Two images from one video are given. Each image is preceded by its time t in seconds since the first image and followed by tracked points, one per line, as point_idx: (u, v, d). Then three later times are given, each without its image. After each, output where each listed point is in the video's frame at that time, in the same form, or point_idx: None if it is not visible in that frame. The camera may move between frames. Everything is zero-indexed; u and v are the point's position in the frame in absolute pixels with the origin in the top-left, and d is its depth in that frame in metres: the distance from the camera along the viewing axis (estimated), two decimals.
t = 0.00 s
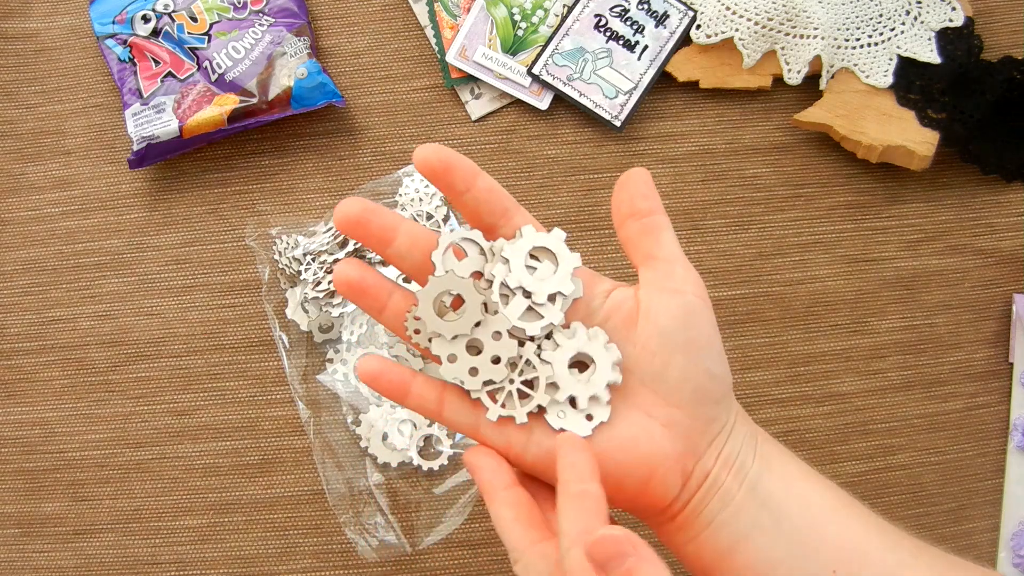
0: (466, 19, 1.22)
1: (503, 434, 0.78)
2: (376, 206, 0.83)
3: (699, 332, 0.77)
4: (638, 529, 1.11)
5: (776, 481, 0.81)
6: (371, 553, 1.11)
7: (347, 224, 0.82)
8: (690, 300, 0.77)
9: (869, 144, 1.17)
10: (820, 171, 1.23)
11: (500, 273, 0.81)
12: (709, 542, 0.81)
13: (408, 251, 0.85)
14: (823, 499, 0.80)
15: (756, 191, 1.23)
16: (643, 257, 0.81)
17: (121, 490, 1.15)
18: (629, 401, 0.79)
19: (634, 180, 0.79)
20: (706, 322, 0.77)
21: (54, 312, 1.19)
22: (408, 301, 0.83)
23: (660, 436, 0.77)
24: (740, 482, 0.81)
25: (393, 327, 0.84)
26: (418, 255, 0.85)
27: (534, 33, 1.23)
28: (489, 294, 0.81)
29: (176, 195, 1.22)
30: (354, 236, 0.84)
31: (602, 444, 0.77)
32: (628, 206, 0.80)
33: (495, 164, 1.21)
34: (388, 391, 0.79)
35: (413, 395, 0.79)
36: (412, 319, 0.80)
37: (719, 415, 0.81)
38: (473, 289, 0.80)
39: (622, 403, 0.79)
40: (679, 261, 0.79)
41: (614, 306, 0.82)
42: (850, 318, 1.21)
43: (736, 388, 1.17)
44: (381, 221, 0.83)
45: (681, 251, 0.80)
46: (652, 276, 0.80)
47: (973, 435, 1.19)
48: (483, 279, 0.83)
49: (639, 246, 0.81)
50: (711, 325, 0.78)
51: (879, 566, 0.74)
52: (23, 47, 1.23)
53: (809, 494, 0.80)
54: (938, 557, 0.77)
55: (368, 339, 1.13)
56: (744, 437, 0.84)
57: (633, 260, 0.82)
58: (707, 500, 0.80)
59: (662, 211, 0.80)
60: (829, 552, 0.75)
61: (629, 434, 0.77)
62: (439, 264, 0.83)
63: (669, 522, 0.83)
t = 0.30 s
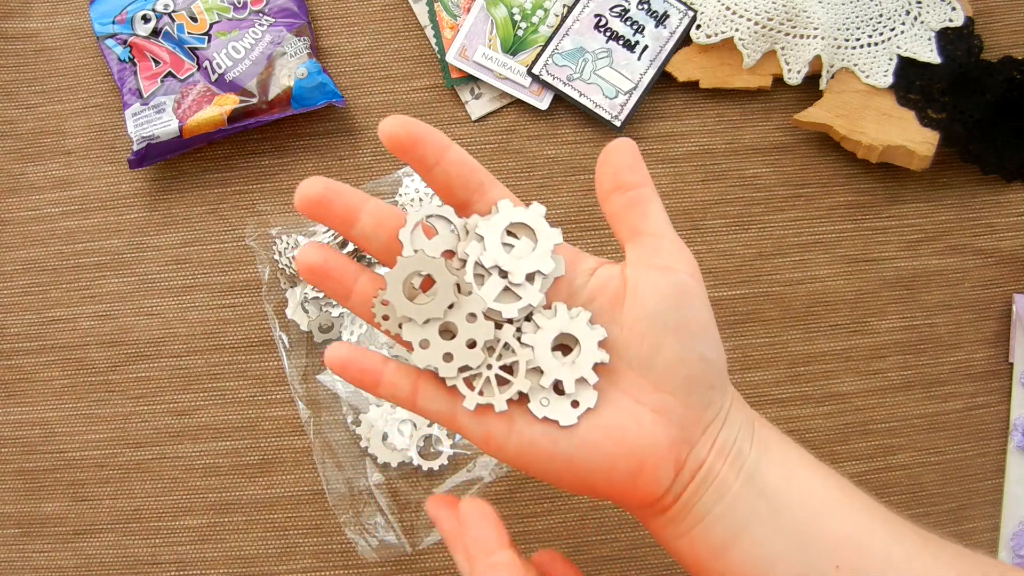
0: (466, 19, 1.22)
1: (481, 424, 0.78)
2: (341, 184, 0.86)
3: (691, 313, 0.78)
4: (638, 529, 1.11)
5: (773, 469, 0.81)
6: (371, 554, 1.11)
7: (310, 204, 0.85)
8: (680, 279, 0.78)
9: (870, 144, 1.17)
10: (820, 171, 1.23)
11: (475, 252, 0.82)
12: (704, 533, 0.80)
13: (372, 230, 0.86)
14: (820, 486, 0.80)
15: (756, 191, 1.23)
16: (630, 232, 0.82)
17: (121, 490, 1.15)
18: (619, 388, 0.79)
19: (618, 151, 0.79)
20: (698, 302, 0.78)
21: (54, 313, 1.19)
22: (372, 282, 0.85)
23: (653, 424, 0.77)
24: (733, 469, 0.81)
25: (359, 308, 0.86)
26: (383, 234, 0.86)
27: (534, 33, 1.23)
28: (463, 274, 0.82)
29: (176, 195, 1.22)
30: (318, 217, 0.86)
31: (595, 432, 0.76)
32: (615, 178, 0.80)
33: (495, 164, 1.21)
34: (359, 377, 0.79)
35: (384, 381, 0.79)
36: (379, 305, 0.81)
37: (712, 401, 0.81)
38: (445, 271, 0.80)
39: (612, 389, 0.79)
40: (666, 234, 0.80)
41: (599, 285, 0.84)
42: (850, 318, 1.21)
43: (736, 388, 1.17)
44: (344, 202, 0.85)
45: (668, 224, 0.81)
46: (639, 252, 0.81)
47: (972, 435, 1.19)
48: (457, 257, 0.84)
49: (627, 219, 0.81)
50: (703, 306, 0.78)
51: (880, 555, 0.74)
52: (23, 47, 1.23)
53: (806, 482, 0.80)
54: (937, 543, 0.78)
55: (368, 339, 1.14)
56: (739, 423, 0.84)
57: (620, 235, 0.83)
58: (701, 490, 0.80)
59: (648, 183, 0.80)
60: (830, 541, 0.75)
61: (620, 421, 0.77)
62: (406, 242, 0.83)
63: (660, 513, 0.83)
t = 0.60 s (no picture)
0: (466, 19, 1.22)
1: (463, 417, 0.78)
2: (311, 178, 0.86)
3: (678, 296, 0.76)
4: (637, 528, 1.11)
5: (767, 453, 0.81)
6: (371, 554, 1.11)
7: (282, 198, 0.86)
8: (665, 259, 0.77)
9: (870, 144, 1.17)
10: (820, 171, 1.23)
11: (449, 239, 0.82)
12: (698, 519, 0.81)
13: (345, 221, 0.87)
14: (815, 468, 0.80)
15: (756, 191, 1.23)
16: (613, 210, 0.81)
17: (121, 490, 1.15)
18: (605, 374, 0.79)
19: (600, 126, 0.79)
20: (685, 283, 0.77)
21: (54, 313, 1.19)
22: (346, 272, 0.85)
23: (639, 409, 0.77)
24: (725, 454, 0.81)
25: (336, 300, 0.85)
26: (356, 225, 0.87)
27: (534, 33, 1.23)
28: (436, 264, 0.81)
29: (176, 195, 1.22)
30: (291, 212, 0.87)
31: (581, 421, 0.76)
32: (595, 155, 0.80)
33: (495, 164, 1.21)
34: (340, 370, 0.78)
35: (365, 372, 0.78)
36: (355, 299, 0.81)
37: (701, 384, 0.80)
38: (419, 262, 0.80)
39: (597, 375, 0.79)
40: (650, 210, 0.79)
41: (582, 267, 0.84)
42: (850, 318, 1.21)
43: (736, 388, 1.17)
44: (312, 196, 0.86)
45: (652, 200, 0.80)
46: (623, 230, 0.80)
47: (973, 436, 1.19)
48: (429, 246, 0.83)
49: (610, 197, 0.81)
50: (691, 287, 0.77)
51: (879, 537, 0.75)
52: (23, 47, 1.23)
53: (801, 465, 0.80)
54: (933, 519, 0.79)
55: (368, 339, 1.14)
56: (731, 404, 0.83)
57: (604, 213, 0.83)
58: (693, 476, 0.81)
59: (629, 158, 0.80)
60: (827, 528, 0.76)
61: (607, 410, 0.77)
62: (378, 233, 0.84)
63: (653, 498, 0.84)
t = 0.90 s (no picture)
0: (466, 19, 1.22)
1: (464, 443, 0.79)
2: (309, 221, 0.88)
3: (669, 316, 0.76)
4: (637, 529, 1.11)
5: (765, 463, 0.81)
6: (371, 554, 1.11)
7: (281, 242, 0.87)
8: (655, 280, 0.76)
9: (870, 144, 1.17)
10: (820, 171, 1.23)
11: (441, 274, 0.82)
12: (699, 532, 0.82)
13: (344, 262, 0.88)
14: (816, 477, 0.80)
15: (756, 191, 1.23)
16: (606, 230, 0.81)
17: (121, 490, 1.15)
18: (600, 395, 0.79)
19: (594, 147, 0.78)
20: (677, 302, 0.76)
21: (54, 312, 1.19)
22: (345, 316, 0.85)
23: (634, 429, 0.77)
24: (722, 469, 0.81)
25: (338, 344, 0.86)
26: (354, 263, 0.88)
27: (534, 33, 1.23)
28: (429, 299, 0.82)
29: (176, 195, 1.22)
30: (292, 253, 0.89)
31: (577, 443, 0.76)
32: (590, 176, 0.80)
33: (495, 164, 1.21)
34: (345, 431, 0.79)
35: (367, 431, 0.79)
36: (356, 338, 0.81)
37: (696, 401, 0.80)
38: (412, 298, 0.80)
39: (593, 396, 0.79)
40: (642, 232, 0.79)
41: (575, 291, 0.84)
42: (850, 318, 1.21)
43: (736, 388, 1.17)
44: (311, 238, 0.87)
45: (644, 220, 0.80)
46: (615, 252, 0.80)
47: (973, 436, 1.19)
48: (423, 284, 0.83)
49: (603, 218, 0.81)
50: (682, 305, 0.77)
51: (879, 544, 0.75)
52: (23, 47, 1.23)
53: (798, 474, 0.80)
54: (935, 526, 0.78)
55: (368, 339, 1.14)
56: (728, 419, 0.83)
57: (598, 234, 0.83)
58: (691, 492, 0.82)
59: (623, 179, 0.79)
60: (827, 537, 0.75)
61: (602, 431, 0.77)
62: (373, 272, 0.85)
63: (655, 514, 0.84)
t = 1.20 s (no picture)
0: (466, 19, 1.22)
1: (554, 441, 0.76)
2: (408, 217, 0.84)
3: (756, 325, 0.73)
4: (637, 528, 1.11)
5: (845, 471, 0.78)
6: (371, 554, 1.11)
7: (380, 237, 0.83)
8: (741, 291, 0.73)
9: (869, 144, 1.17)
10: (820, 171, 1.23)
11: (538, 274, 0.79)
12: (773, 540, 0.78)
13: (441, 262, 0.85)
14: (880, 483, 0.77)
15: (756, 191, 1.23)
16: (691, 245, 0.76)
17: (121, 490, 1.15)
18: (686, 400, 0.76)
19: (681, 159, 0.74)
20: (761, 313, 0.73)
21: (54, 312, 1.19)
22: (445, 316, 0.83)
23: (717, 435, 0.75)
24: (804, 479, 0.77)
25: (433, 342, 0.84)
26: (453, 264, 0.85)
27: (534, 33, 1.23)
28: (528, 299, 0.78)
29: (176, 195, 1.22)
30: (388, 248, 0.85)
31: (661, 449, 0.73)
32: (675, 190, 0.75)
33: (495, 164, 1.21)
34: (441, 408, 0.77)
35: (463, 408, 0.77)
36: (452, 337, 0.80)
37: (780, 411, 0.77)
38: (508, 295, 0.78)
39: (677, 402, 0.76)
40: (727, 246, 0.74)
41: (661, 299, 0.81)
42: (850, 318, 1.21)
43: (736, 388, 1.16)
44: (412, 234, 0.84)
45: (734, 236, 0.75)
46: (701, 265, 0.76)
47: (972, 435, 1.19)
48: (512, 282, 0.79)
49: (687, 233, 0.76)
50: (767, 316, 0.74)
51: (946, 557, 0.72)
52: (23, 47, 1.23)
53: (870, 484, 0.77)
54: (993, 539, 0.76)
55: (367, 338, 1.14)
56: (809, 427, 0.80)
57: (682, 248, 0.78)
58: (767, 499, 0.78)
59: (711, 194, 0.74)
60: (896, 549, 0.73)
61: (687, 437, 0.74)
62: (474, 270, 0.79)
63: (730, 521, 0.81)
